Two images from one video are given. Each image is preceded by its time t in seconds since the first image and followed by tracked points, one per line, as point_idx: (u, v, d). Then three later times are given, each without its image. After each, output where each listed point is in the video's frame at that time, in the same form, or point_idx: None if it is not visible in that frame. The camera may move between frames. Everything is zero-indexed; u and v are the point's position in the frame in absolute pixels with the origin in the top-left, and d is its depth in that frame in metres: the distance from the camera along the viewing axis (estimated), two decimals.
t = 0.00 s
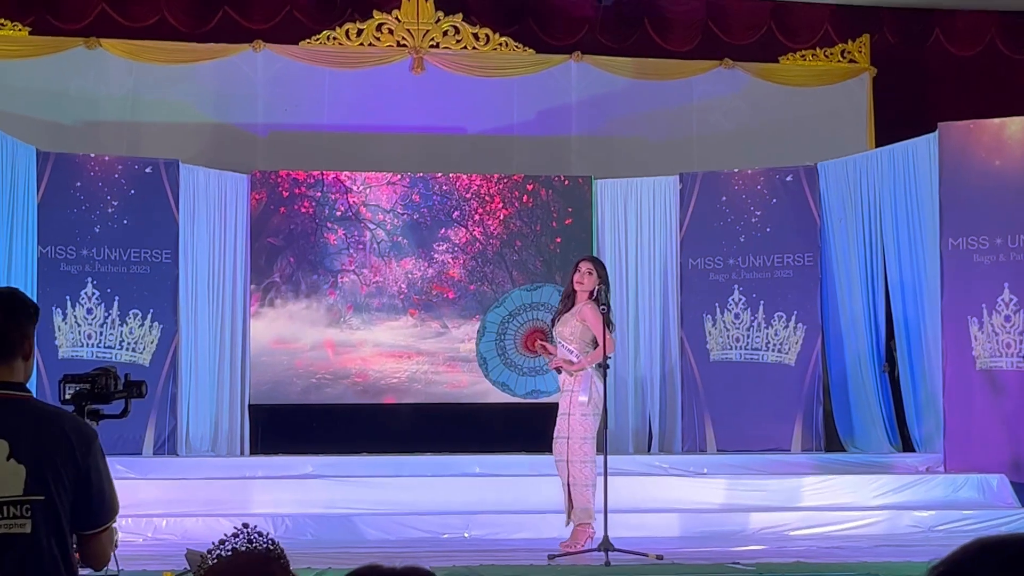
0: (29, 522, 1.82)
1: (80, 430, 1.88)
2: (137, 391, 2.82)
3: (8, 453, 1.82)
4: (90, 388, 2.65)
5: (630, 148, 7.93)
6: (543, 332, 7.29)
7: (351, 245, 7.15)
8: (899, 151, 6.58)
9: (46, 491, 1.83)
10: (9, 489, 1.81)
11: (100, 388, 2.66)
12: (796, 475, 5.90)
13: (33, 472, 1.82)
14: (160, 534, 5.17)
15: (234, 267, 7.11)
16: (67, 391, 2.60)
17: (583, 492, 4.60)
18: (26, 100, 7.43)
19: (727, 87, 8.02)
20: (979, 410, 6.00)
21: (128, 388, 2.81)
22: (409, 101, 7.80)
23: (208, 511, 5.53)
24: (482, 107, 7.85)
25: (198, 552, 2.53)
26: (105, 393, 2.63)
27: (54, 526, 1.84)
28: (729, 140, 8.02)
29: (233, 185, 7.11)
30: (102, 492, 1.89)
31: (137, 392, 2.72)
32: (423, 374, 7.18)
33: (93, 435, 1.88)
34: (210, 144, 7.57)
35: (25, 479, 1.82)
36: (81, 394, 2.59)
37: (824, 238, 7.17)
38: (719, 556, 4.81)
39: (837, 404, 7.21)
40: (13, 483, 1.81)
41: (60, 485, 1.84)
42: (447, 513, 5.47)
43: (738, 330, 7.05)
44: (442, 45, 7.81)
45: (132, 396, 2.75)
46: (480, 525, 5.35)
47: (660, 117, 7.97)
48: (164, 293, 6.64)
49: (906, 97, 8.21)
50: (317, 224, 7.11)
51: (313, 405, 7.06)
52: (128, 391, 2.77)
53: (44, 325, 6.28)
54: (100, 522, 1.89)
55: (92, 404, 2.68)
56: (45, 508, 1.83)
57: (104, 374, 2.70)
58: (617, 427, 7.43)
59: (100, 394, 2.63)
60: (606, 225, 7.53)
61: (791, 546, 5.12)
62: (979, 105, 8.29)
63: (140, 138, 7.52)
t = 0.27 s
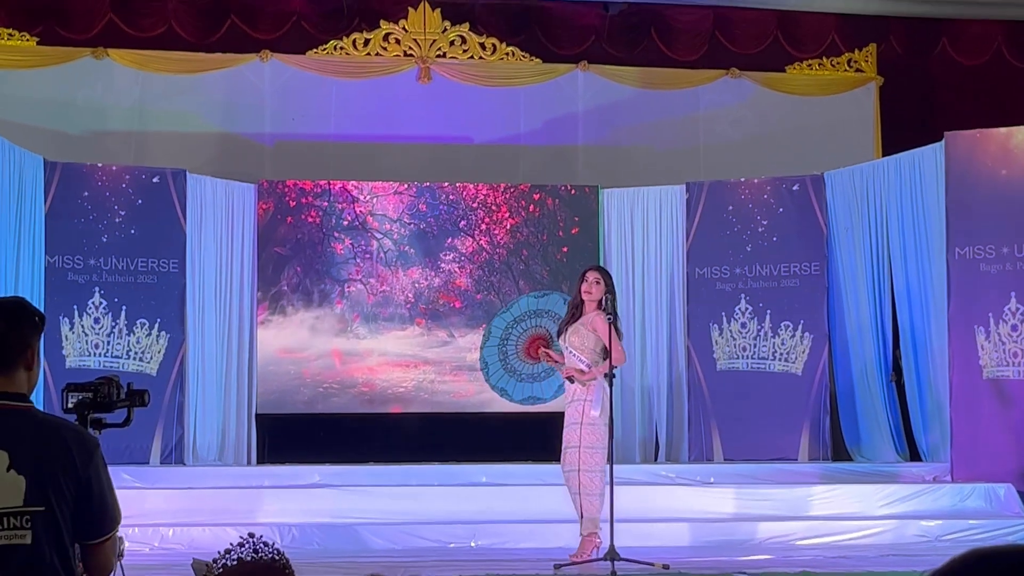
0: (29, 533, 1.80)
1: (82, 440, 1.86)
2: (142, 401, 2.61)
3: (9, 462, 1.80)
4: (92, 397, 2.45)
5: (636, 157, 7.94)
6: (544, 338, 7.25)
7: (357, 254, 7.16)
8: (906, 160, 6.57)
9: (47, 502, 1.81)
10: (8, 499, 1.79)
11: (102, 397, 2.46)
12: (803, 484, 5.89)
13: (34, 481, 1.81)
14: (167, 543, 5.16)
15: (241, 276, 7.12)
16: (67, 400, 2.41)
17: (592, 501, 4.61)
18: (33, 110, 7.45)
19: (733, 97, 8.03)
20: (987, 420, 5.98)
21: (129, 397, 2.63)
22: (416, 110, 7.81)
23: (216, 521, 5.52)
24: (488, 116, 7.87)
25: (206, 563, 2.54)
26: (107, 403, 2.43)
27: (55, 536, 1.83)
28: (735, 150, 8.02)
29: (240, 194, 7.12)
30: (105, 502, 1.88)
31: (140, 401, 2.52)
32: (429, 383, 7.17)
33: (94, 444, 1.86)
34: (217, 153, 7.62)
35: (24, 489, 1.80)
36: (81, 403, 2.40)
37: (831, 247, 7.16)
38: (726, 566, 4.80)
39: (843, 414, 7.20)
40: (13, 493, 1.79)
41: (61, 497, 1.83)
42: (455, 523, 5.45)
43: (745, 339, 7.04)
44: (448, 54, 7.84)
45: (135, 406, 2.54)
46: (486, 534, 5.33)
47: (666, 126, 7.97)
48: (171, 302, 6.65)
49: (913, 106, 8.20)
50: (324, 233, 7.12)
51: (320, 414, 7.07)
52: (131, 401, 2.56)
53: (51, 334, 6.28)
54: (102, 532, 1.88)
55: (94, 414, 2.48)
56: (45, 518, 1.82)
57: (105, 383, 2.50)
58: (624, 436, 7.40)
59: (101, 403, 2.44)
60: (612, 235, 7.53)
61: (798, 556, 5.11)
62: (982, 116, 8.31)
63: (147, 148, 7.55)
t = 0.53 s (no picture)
0: (27, 540, 1.80)
1: (80, 446, 1.86)
2: (140, 407, 2.56)
3: (7, 470, 1.80)
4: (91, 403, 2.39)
5: (639, 162, 7.94)
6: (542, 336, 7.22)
7: (359, 260, 7.16)
8: (909, 166, 6.57)
9: (45, 510, 1.81)
10: (5, 508, 1.80)
11: (101, 404, 2.40)
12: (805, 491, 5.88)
13: (32, 489, 1.81)
14: (170, 549, 5.15)
15: (244, 282, 7.12)
16: (66, 406, 2.34)
17: (598, 506, 4.61)
18: (36, 116, 7.46)
19: (735, 103, 8.04)
20: (990, 427, 5.98)
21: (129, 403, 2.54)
22: (419, 116, 7.82)
23: (218, 527, 5.51)
24: (491, 122, 7.88)
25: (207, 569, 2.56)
26: (108, 409, 2.37)
27: (54, 544, 1.83)
28: (737, 156, 8.03)
29: (242, 200, 7.13)
30: (104, 511, 1.87)
31: (143, 406, 2.46)
32: (432, 389, 7.16)
33: (92, 450, 1.86)
34: (219, 158, 7.60)
35: (22, 498, 1.80)
36: (81, 409, 2.34)
37: (833, 253, 7.17)
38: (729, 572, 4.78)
39: (846, 420, 7.19)
40: (11, 501, 1.80)
41: (59, 505, 1.82)
42: (457, 529, 5.44)
43: (748, 345, 7.04)
44: (451, 60, 7.85)
45: (134, 411, 2.49)
46: (489, 540, 5.33)
47: (668, 132, 7.98)
48: (174, 307, 6.65)
49: (912, 112, 8.25)
50: (326, 239, 7.12)
51: (322, 420, 7.07)
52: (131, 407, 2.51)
53: (54, 340, 6.28)
54: (101, 538, 1.87)
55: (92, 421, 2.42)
56: (44, 526, 1.81)
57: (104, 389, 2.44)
58: (626, 442, 7.39)
59: (101, 410, 2.37)
60: (615, 241, 7.53)
61: (800, 562, 5.10)
62: (984, 122, 8.31)
63: (149, 153, 7.56)
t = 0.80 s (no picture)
0: (20, 547, 1.81)
1: (72, 450, 1.86)
2: (135, 412, 2.53)
3: None
4: (86, 408, 2.36)
5: (637, 168, 7.94)
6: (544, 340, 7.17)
7: (358, 265, 7.16)
8: (908, 171, 6.58)
9: (37, 516, 1.82)
10: None
11: (95, 410, 2.37)
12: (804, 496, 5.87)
13: (24, 497, 1.82)
14: (167, 554, 5.14)
15: (242, 287, 7.11)
16: (61, 412, 2.32)
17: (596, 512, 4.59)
18: (34, 120, 7.45)
19: (733, 107, 8.04)
20: (988, 432, 5.98)
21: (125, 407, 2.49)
22: (417, 121, 7.82)
23: (216, 531, 5.50)
24: (490, 127, 7.87)
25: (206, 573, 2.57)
26: (104, 414, 2.34)
27: (48, 550, 1.83)
28: (736, 161, 8.03)
29: (241, 204, 7.12)
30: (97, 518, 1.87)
31: (138, 411, 2.42)
32: (431, 394, 7.16)
33: (85, 454, 1.86)
34: (218, 162, 7.60)
35: (14, 504, 1.81)
36: (76, 414, 2.31)
37: (832, 258, 7.17)
38: None
39: (844, 425, 7.19)
40: (4, 508, 1.81)
41: (52, 512, 1.83)
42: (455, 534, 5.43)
43: (746, 350, 7.04)
44: (450, 65, 7.85)
45: (130, 417, 2.45)
46: (487, 544, 5.32)
47: (667, 137, 7.98)
48: (173, 312, 6.65)
49: (909, 117, 8.30)
50: (325, 244, 7.12)
51: (321, 425, 7.06)
52: (126, 412, 2.48)
53: (53, 344, 6.27)
54: (95, 542, 1.86)
55: (85, 427, 2.39)
56: (37, 533, 1.82)
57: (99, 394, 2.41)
58: (625, 447, 7.39)
59: (96, 415, 2.34)
60: (613, 246, 7.52)
61: (799, 567, 5.09)
62: (982, 127, 8.34)
63: (148, 158, 7.55)
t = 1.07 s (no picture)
0: (11, 545, 1.82)
1: (64, 448, 1.86)
2: (125, 409, 2.52)
3: None
4: (76, 406, 2.35)
5: (634, 167, 7.95)
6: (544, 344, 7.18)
7: (354, 263, 7.16)
8: (904, 171, 6.58)
9: (28, 514, 1.82)
10: None
11: (86, 408, 2.36)
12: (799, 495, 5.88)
13: (14, 495, 1.82)
14: (163, 552, 5.13)
15: (238, 285, 7.10)
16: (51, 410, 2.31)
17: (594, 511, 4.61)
18: (31, 118, 7.45)
19: (729, 107, 8.05)
20: (984, 432, 5.99)
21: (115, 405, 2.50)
22: (414, 119, 7.82)
23: (212, 529, 5.50)
24: (487, 125, 7.87)
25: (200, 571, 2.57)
26: (94, 412, 2.34)
27: (38, 549, 1.84)
28: (732, 161, 8.05)
29: (237, 202, 7.12)
30: (88, 516, 1.87)
31: (129, 409, 2.41)
32: (426, 392, 7.16)
33: (77, 453, 1.86)
34: (215, 161, 7.60)
35: (4, 502, 1.81)
36: (67, 412, 2.30)
37: (828, 258, 7.18)
38: None
39: (840, 424, 7.20)
40: None
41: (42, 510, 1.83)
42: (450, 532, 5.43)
43: (742, 350, 7.03)
44: (446, 64, 7.86)
45: (121, 414, 2.46)
46: (482, 543, 5.32)
47: (664, 136, 7.99)
48: (168, 310, 6.64)
49: (905, 118, 8.30)
50: (321, 242, 7.12)
51: (316, 424, 7.05)
52: (117, 410, 2.47)
53: (48, 342, 6.25)
54: (86, 540, 1.87)
55: (76, 425, 2.38)
56: (27, 531, 1.83)
57: (89, 391, 2.40)
58: (621, 447, 7.40)
59: (86, 413, 2.33)
60: (610, 246, 7.52)
61: (794, 566, 5.10)
62: (979, 127, 8.32)
63: (144, 156, 7.54)
